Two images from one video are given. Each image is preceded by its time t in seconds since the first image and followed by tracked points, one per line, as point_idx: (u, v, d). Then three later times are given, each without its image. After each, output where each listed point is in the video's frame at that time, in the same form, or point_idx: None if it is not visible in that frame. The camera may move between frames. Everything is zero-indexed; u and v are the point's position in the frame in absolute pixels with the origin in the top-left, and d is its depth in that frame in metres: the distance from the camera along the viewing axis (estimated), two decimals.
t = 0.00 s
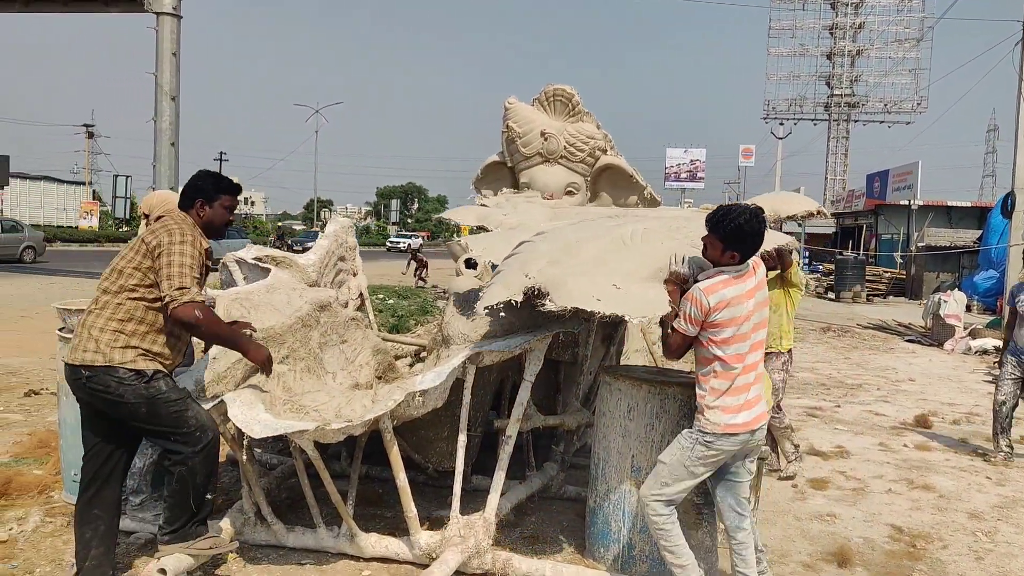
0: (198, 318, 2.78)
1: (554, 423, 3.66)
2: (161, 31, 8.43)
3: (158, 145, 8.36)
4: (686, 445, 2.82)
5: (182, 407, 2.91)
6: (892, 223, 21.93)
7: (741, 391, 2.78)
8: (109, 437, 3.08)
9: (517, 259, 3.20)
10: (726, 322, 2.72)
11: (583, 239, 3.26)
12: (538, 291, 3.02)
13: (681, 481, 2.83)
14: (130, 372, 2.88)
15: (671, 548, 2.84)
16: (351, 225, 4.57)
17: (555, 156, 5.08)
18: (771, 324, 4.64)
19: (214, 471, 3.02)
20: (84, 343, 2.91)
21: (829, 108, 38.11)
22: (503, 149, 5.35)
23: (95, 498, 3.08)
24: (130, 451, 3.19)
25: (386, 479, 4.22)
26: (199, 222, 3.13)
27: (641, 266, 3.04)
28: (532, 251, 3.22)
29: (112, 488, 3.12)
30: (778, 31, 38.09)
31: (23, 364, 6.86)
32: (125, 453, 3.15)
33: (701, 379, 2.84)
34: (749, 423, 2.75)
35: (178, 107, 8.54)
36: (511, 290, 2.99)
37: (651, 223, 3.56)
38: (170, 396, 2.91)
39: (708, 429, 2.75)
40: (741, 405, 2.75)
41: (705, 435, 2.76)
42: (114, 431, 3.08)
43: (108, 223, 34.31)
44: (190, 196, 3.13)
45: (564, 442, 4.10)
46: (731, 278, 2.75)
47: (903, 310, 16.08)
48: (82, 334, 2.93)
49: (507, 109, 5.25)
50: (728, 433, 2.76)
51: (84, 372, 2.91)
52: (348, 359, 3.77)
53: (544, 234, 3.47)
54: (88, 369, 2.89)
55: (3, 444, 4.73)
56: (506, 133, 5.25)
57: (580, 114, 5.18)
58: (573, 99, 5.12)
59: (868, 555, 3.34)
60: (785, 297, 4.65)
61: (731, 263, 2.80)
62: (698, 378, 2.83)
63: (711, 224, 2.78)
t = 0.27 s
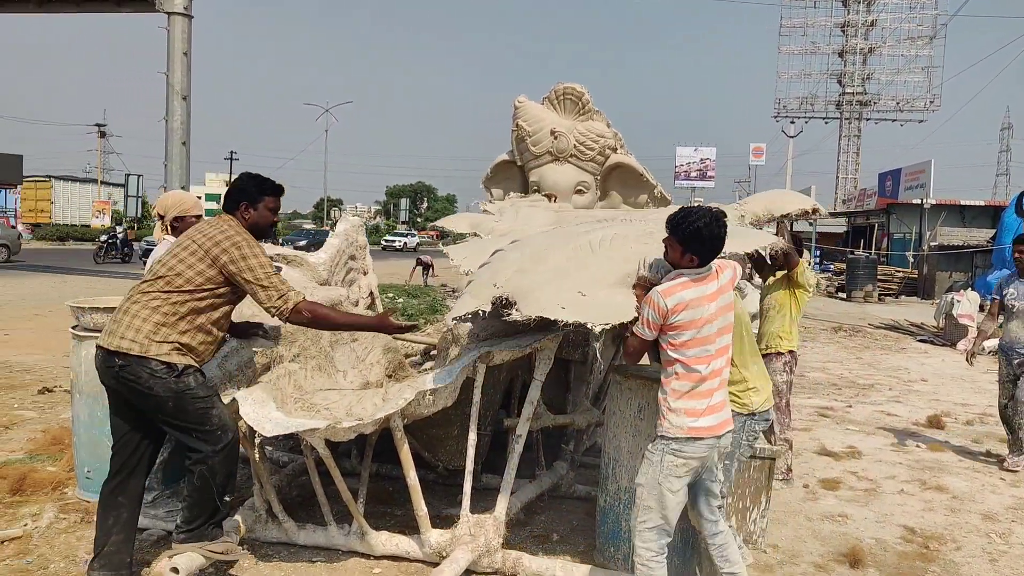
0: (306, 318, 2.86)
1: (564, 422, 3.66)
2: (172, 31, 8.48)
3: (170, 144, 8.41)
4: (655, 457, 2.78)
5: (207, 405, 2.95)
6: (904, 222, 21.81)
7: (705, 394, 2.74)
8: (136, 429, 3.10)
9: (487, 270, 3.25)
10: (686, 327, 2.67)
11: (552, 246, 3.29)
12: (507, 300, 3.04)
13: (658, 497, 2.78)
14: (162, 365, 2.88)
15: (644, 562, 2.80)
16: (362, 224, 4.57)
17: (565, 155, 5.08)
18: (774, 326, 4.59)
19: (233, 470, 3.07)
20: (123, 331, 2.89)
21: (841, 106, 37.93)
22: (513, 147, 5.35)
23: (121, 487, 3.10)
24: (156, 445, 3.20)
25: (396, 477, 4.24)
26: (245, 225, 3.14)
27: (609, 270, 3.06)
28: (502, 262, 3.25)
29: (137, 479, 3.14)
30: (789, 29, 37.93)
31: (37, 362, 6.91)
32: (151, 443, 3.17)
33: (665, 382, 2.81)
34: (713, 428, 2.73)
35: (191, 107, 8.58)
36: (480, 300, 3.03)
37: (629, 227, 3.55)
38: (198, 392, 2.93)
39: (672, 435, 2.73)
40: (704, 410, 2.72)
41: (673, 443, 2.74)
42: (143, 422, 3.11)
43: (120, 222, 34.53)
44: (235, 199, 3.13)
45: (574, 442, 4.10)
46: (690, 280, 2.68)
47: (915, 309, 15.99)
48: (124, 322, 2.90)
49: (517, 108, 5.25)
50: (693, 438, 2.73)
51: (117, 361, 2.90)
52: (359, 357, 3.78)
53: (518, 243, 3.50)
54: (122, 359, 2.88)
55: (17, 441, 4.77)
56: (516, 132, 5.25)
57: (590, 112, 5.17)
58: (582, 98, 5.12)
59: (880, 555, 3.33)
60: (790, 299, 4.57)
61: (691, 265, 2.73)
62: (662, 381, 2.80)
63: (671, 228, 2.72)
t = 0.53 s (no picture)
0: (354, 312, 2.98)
1: (572, 422, 3.65)
2: (183, 31, 8.51)
3: (181, 143, 8.45)
4: (639, 458, 2.73)
5: (223, 401, 2.97)
6: (917, 220, 21.72)
7: (683, 388, 2.70)
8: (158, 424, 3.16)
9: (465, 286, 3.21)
10: (663, 321, 2.62)
11: (523, 255, 3.27)
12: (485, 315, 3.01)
13: (653, 499, 2.73)
14: (182, 357, 2.91)
15: (649, 566, 2.75)
16: (372, 223, 4.57)
17: (575, 154, 5.06)
18: (785, 325, 4.51)
19: (245, 468, 3.09)
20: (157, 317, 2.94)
21: (853, 104, 37.75)
22: (523, 147, 5.35)
23: (138, 469, 3.17)
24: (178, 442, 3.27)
25: (406, 476, 4.24)
26: (284, 226, 3.23)
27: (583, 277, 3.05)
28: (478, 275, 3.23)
29: (155, 463, 3.19)
30: (801, 27, 37.79)
31: (50, 360, 6.96)
32: (170, 430, 3.21)
33: (642, 377, 2.76)
34: (693, 422, 2.69)
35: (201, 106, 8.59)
36: (457, 315, 3.01)
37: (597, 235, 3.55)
38: (214, 387, 2.95)
39: (650, 430, 2.70)
40: (684, 405, 2.68)
41: (654, 439, 2.70)
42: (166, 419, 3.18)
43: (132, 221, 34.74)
44: (274, 201, 3.20)
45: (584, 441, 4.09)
46: (666, 274, 2.62)
47: (928, 309, 15.91)
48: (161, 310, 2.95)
49: (526, 107, 5.25)
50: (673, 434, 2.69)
51: (138, 349, 2.91)
52: (370, 356, 3.79)
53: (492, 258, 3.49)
54: (143, 347, 2.90)
55: (30, 440, 4.80)
56: (526, 130, 5.24)
57: (600, 110, 5.15)
58: (592, 96, 5.11)
59: (893, 556, 3.31)
60: (802, 298, 4.52)
61: (663, 259, 2.68)
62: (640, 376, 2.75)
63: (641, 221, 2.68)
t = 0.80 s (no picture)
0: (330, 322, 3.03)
1: (582, 422, 3.66)
2: (193, 31, 8.52)
3: (191, 143, 8.47)
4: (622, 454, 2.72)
5: (242, 400, 3.02)
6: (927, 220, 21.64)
7: (661, 384, 2.69)
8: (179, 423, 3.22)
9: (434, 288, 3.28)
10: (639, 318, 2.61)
11: (494, 259, 3.36)
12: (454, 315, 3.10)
13: (636, 495, 2.71)
14: (203, 355, 2.96)
15: (636, 561, 2.72)
16: (382, 224, 4.61)
17: (584, 153, 5.06)
18: (791, 326, 4.51)
19: (260, 468, 3.11)
20: (175, 319, 2.96)
21: (863, 103, 37.62)
22: (532, 146, 5.35)
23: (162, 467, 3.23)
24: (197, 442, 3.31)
25: (416, 475, 4.25)
26: (292, 215, 3.19)
27: (550, 278, 3.12)
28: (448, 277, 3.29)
29: (178, 462, 3.23)
30: (810, 26, 37.70)
31: (61, 360, 6.99)
32: (190, 429, 3.26)
33: (620, 375, 2.75)
34: (672, 418, 2.68)
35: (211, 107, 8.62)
36: (426, 316, 3.10)
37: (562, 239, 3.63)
38: (234, 386, 3.00)
39: (630, 427, 2.69)
40: (663, 400, 2.67)
41: (635, 437, 2.69)
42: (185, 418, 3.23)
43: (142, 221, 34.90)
44: (282, 190, 3.17)
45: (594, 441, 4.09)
46: (640, 271, 2.63)
47: (940, 308, 15.84)
48: (178, 313, 2.97)
49: (535, 106, 5.26)
50: (653, 430, 2.68)
51: (159, 348, 2.96)
52: (379, 356, 3.80)
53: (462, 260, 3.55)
54: (163, 347, 2.95)
55: (42, 438, 4.83)
56: (534, 130, 5.25)
57: (609, 110, 5.15)
58: (601, 95, 5.11)
59: (904, 557, 3.30)
60: (810, 299, 4.51)
61: (637, 256, 2.69)
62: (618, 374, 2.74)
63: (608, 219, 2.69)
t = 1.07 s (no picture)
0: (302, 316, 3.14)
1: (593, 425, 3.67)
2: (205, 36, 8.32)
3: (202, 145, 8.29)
4: (577, 435, 2.77)
5: (264, 401, 3.03)
6: (940, 222, 21.54)
7: (628, 381, 2.72)
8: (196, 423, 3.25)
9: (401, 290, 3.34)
10: (607, 315, 2.65)
11: (461, 263, 3.43)
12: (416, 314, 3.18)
13: (575, 471, 2.77)
14: (226, 355, 2.98)
15: (548, 523, 2.80)
16: (393, 225, 4.58)
17: (595, 155, 5.07)
18: (792, 329, 4.46)
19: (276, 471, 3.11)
20: (196, 319, 2.99)
21: (875, 105, 37.46)
22: (542, 148, 5.36)
23: (179, 467, 3.25)
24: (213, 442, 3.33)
25: (426, 476, 4.26)
26: (292, 201, 3.25)
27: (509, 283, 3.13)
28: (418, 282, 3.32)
29: (195, 461, 3.26)
30: (822, 27, 37.60)
31: (74, 360, 7.03)
32: (207, 429, 3.28)
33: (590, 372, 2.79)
34: (638, 415, 2.71)
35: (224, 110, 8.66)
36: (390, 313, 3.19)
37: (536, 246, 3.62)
38: (256, 387, 3.02)
39: (594, 422, 2.72)
40: (630, 397, 2.70)
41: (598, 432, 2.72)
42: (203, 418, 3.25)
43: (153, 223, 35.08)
44: (280, 176, 3.21)
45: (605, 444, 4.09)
46: (610, 269, 2.67)
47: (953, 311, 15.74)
48: (196, 314, 2.99)
49: (546, 108, 5.27)
50: (616, 426, 2.71)
51: (182, 349, 2.98)
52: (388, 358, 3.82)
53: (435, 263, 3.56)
54: (186, 347, 2.97)
55: (56, 438, 4.87)
56: (545, 132, 5.26)
57: (619, 111, 5.16)
58: (612, 97, 5.12)
59: (917, 562, 3.28)
60: (810, 304, 4.46)
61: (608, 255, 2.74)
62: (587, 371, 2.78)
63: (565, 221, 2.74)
